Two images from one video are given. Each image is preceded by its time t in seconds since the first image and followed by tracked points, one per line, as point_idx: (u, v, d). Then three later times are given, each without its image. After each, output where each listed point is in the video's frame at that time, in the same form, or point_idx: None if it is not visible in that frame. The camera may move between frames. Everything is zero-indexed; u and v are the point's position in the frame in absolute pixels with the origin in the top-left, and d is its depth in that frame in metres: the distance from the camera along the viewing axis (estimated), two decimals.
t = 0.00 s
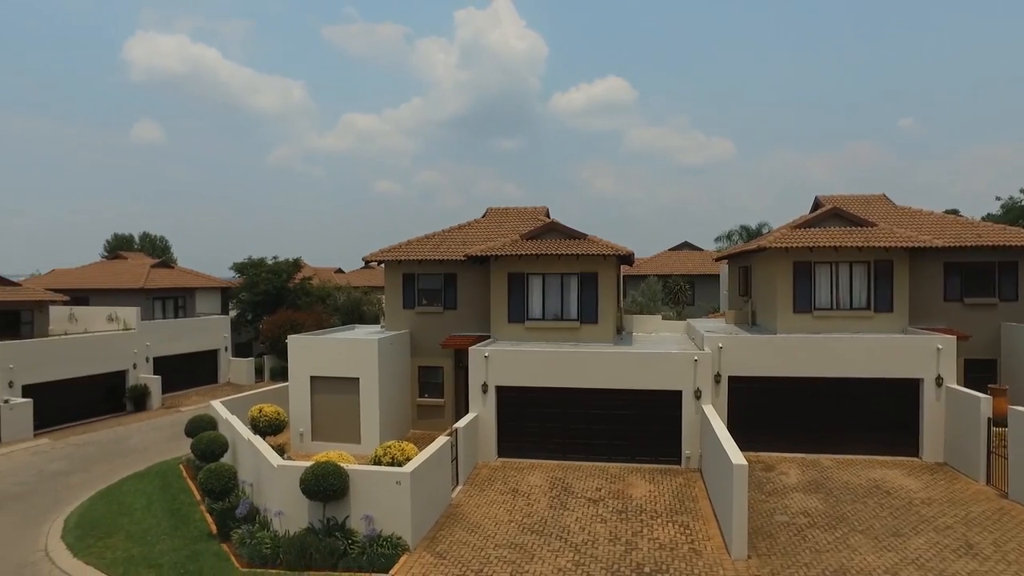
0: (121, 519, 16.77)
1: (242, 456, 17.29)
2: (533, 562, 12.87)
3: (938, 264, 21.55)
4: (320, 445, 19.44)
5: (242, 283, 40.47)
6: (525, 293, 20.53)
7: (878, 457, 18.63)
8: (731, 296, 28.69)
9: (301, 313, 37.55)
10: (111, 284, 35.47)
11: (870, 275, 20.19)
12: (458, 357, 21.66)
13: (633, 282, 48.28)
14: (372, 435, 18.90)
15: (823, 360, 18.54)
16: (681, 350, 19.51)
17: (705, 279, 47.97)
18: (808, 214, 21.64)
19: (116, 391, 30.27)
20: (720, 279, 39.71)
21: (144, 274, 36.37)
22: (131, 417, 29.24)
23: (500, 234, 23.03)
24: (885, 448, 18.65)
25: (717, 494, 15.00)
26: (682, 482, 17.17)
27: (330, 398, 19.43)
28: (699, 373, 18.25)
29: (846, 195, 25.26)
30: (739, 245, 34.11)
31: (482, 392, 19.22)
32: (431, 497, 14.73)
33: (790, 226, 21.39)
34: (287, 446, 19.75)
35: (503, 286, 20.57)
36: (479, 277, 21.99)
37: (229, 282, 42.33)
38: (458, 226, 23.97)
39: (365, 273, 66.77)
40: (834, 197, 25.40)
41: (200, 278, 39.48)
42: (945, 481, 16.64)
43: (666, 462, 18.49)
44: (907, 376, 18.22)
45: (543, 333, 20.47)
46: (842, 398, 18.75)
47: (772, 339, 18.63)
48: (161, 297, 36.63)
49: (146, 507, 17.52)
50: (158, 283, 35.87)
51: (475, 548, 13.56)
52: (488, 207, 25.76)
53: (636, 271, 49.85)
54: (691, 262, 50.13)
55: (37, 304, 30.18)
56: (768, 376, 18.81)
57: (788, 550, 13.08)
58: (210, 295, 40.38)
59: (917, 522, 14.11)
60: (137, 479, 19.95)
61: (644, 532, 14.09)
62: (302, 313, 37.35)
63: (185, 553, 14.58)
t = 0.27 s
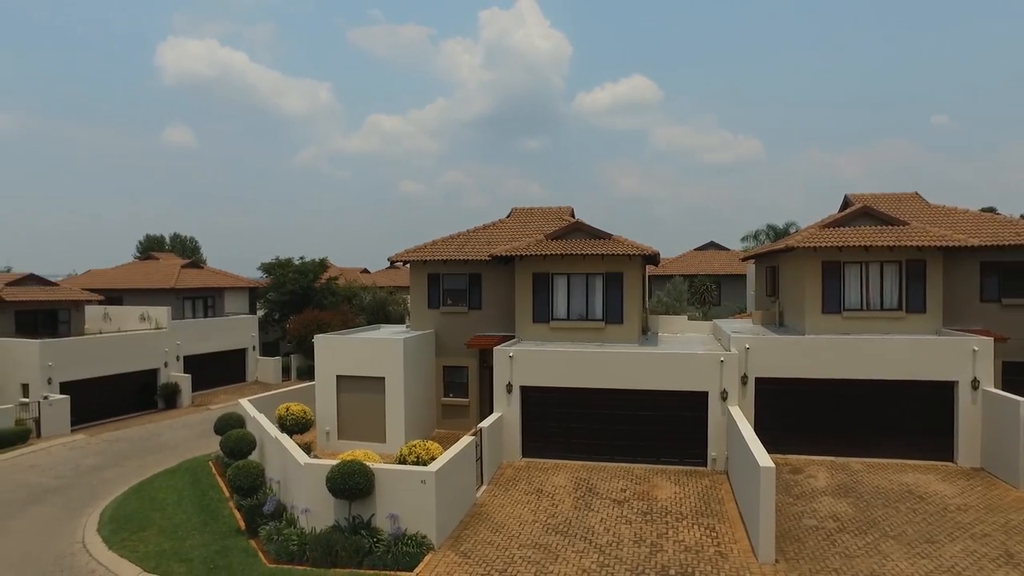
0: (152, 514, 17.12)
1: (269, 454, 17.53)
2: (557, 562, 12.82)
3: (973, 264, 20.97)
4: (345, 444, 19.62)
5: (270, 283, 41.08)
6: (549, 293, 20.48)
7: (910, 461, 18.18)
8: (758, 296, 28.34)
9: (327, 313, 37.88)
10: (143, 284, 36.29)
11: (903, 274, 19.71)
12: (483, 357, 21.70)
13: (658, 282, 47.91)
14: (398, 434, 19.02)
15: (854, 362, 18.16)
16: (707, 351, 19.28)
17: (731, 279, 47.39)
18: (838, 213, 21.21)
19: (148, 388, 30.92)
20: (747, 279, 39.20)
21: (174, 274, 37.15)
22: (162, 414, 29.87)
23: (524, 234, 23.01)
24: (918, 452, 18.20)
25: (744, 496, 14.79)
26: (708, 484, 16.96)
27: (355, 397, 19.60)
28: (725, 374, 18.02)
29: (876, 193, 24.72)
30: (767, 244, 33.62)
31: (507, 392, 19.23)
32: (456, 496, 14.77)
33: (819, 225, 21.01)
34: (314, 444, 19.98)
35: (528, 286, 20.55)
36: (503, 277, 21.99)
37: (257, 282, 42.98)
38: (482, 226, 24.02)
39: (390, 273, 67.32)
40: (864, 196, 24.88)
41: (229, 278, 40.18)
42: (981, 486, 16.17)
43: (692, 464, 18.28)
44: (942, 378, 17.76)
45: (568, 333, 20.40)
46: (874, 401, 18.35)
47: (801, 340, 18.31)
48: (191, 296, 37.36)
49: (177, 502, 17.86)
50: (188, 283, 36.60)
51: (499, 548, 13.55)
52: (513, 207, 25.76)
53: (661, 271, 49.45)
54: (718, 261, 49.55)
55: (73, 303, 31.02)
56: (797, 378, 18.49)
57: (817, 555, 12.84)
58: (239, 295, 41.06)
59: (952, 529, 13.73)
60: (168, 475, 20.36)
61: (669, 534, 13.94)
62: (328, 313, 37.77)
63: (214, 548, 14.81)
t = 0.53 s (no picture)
0: (183, 509, 17.46)
1: (296, 452, 17.76)
2: (582, 563, 12.75)
3: (1012, 264, 20.35)
4: (372, 443, 19.78)
5: (297, 283, 41.63)
6: (575, 293, 20.40)
7: (945, 466, 17.70)
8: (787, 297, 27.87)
9: (354, 313, 38.26)
10: (174, 284, 37.06)
11: (937, 274, 19.21)
12: (508, 357, 21.71)
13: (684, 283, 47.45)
14: (423, 434, 19.12)
15: (887, 364, 17.74)
16: (734, 352, 19.03)
17: (759, 279, 46.71)
18: (869, 211, 20.76)
19: (180, 386, 31.53)
20: (776, 279, 38.61)
21: (204, 274, 37.86)
22: (193, 412, 30.46)
23: (550, 234, 22.96)
24: (954, 457, 17.71)
25: (772, 499, 14.55)
26: (735, 486, 16.73)
27: (381, 396, 19.76)
28: (752, 376, 17.76)
29: (909, 192, 24.14)
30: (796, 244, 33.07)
31: (532, 393, 19.20)
32: (481, 496, 14.78)
33: (850, 224, 20.58)
34: (341, 443, 20.18)
35: (553, 286, 20.49)
36: (529, 277, 21.96)
37: (285, 282, 43.59)
38: (507, 227, 24.02)
39: (415, 273, 67.74)
40: (896, 194, 24.32)
41: (257, 278, 40.82)
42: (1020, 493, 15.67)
43: (718, 466, 18.04)
44: (979, 381, 17.25)
45: (593, 334, 20.30)
46: (907, 404, 17.90)
47: (831, 342, 17.97)
48: (221, 296, 38.04)
49: (207, 498, 18.18)
50: (217, 283, 37.27)
51: (523, 548, 13.53)
52: (538, 207, 25.72)
53: (687, 271, 48.95)
54: (745, 261, 48.88)
55: (108, 303, 31.87)
56: (828, 380, 18.13)
57: (847, 561, 12.56)
58: (268, 295, 41.69)
59: (990, 537, 13.32)
60: (198, 471, 20.75)
61: (696, 537, 13.77)
62: (354, 313, 38.13)
63: (243, 544, 15.01)
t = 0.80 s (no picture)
0: (212, 506, 17.77)
1: (322, 451, 17.95)
2: (606, 565, 12.68)
3: None
4: (396, 442, 19.91)
5: (323, 283, 42.10)
6: (599, 293, 20.30)
7: (980, 472, 17.24)
8: (814, 297, 27.43)
9: (378, 313, 38.60)
10: (203, 284, 37.75)
11: (971, 274, 18.72)
12: (532, 357, 21.69)
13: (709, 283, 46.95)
14: (447, 433, 19.20)
15: (919, 366, 17.33)
16: (760, 353, 18.77)
17: (786, 279, 46.02)
18: (899, 210, 20.33)
19: (208, 385, 32.10)
20: (803, 279, 37.99)
21: (232, 274, 38.49)
22: (221, 410, 30.99)
23: (574, 234, 22.89)
24: (989, 462, 17.24)
25: (799, 502, 14.32)
26: (762, 489, 16.49)
27: (405, 396, 19.88)
28: (779, 377, 17.49)
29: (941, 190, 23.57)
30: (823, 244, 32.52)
31: (556, 393, 19.16)
32: (504, 496, 14.78)
33: (879, 223, 20.18)
34: (365, 442, 20.34)
35: (577, 286, 20.42)
36: (553, 277, 21.92)
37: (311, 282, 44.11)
38: (530, 227, 24.00)
39: (439, 273, 68.04)
40: (928, 192, 23.76)
41: (284, 278, 41.39)
42: None
43: (744, 469, 17.81)
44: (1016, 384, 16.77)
45: (618, 334, 20.18)
46: (941, 407, 17.47)
47: (860, 343, 17.60)
48: (248, 296, 38.65)
49: (235, 495, 18.48)
50: (245, 283, 37.88)
51: (546, 548, 13.50)
52: (562, 207, 25.67)
53: (712, 271, 48.41)
54: (772, 261, 48.18)
55: (139, 302, 32.60)
56: (858, 382, 17.77)
57: (877, 567, 12.30)
58: (294, 295, 42.22)
59: None
60: (226, 469, 21.11)
61: (721, 540, 13.60)
62: (379, 313, 38.44)
63: (269, 540, 15.22)
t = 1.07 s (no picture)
0: (239, 502, 18.05)
1: (346, 449, 18.13)
2: (630, 567, 12.59)
3: None
4: (420, 442, 20.03)
5: (348, 283, 42.55)
6: (623, 294, 20.19)
7: (1017, 478, 16.74)
8: (842, 298, 26.96)
9: (403, 313, 38.90)
10: (231, 284, 38.40)
11: (1007, 274, 18.22)
12: (555, 357, 21.65)
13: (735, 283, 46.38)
14: (471, 433, 19.26)
15: (953, 368, 16.91)
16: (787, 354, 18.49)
17: (814, 280, 45.24)
18: (931, 208, 19.87)
19: (236, 383, 32.65)
20: (831, 279, 37.34)
21: (259, 275, 39.11)
22: (249, 408, 31.50)
23: (598, 235, 22.80)
24: None
25: (828, 506, 14.06)
26: (789, 492, 16.24)
27: (429, 395, 19.98)
28: (807, 379, 17.20)
29: (975, 187, 22.99)
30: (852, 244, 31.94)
31: (580, 393, 19.10)
32: (528, 496, 14.78)
33: (911, 222, 19.74)
34: (390, 441, 20.50)
35: (601, 286, 20.34)
36: (577, 277, 21.86)
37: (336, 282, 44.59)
38: (554, 227, 23.96)
39: (462, 274, 68.25)
40: (961, 190, 23.18)
41: (310, 279, 41.90)
42: None
43: (771, 472, 17.55)
44: None
45: (642, 335, 20.06)
46: (976, 410, 17.02)
47: (891, 344, 17.23)
48: (275, 296, 39.22)
49: (262, 492, 18.76)
50: (271, 283, 38.44)
51: (570, 550, 13.45)
52: (586, 207, 25.58)
53: (737, 271, 47.81)
54: (799, 261, 47.40)
55: (170, 302, 33.28)
56: (889, 384, 17.39)
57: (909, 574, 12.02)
58: (319, 295, 42.73)
59: None
60: (253, 466, 21.44)
61: (747, 543, 13.42)
62: (403, 313, 38.71)
63: (295, 537, 15.41)
